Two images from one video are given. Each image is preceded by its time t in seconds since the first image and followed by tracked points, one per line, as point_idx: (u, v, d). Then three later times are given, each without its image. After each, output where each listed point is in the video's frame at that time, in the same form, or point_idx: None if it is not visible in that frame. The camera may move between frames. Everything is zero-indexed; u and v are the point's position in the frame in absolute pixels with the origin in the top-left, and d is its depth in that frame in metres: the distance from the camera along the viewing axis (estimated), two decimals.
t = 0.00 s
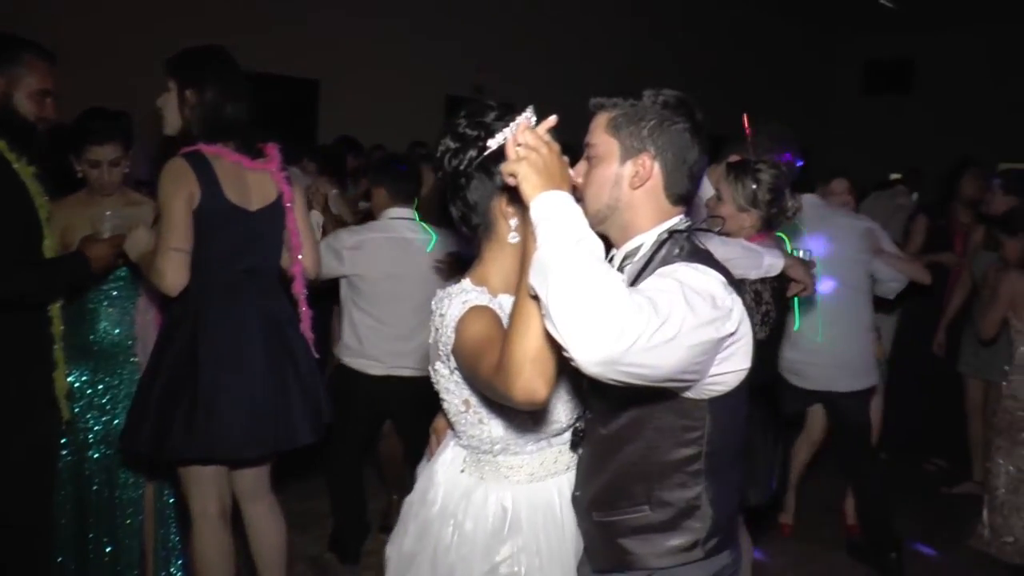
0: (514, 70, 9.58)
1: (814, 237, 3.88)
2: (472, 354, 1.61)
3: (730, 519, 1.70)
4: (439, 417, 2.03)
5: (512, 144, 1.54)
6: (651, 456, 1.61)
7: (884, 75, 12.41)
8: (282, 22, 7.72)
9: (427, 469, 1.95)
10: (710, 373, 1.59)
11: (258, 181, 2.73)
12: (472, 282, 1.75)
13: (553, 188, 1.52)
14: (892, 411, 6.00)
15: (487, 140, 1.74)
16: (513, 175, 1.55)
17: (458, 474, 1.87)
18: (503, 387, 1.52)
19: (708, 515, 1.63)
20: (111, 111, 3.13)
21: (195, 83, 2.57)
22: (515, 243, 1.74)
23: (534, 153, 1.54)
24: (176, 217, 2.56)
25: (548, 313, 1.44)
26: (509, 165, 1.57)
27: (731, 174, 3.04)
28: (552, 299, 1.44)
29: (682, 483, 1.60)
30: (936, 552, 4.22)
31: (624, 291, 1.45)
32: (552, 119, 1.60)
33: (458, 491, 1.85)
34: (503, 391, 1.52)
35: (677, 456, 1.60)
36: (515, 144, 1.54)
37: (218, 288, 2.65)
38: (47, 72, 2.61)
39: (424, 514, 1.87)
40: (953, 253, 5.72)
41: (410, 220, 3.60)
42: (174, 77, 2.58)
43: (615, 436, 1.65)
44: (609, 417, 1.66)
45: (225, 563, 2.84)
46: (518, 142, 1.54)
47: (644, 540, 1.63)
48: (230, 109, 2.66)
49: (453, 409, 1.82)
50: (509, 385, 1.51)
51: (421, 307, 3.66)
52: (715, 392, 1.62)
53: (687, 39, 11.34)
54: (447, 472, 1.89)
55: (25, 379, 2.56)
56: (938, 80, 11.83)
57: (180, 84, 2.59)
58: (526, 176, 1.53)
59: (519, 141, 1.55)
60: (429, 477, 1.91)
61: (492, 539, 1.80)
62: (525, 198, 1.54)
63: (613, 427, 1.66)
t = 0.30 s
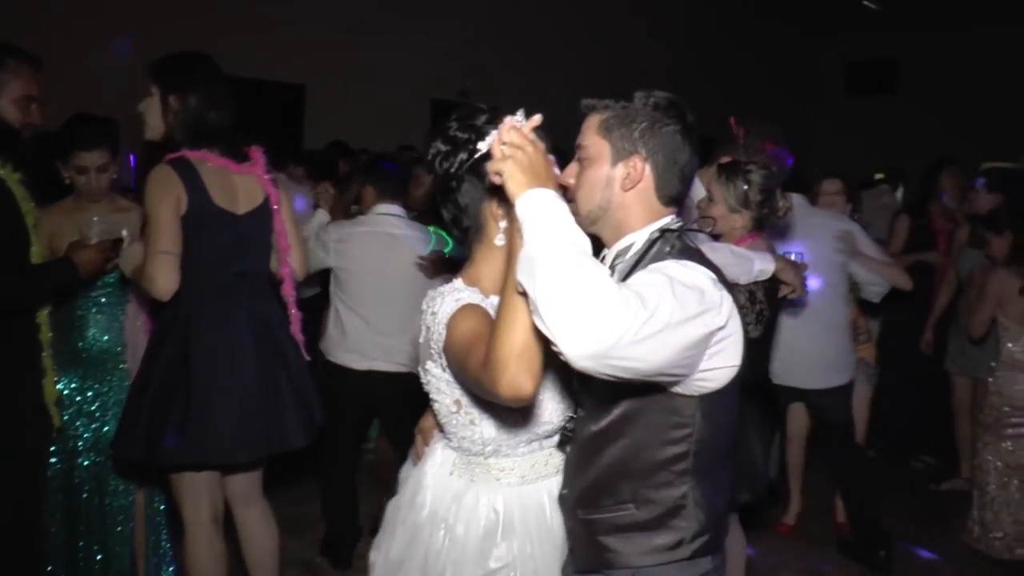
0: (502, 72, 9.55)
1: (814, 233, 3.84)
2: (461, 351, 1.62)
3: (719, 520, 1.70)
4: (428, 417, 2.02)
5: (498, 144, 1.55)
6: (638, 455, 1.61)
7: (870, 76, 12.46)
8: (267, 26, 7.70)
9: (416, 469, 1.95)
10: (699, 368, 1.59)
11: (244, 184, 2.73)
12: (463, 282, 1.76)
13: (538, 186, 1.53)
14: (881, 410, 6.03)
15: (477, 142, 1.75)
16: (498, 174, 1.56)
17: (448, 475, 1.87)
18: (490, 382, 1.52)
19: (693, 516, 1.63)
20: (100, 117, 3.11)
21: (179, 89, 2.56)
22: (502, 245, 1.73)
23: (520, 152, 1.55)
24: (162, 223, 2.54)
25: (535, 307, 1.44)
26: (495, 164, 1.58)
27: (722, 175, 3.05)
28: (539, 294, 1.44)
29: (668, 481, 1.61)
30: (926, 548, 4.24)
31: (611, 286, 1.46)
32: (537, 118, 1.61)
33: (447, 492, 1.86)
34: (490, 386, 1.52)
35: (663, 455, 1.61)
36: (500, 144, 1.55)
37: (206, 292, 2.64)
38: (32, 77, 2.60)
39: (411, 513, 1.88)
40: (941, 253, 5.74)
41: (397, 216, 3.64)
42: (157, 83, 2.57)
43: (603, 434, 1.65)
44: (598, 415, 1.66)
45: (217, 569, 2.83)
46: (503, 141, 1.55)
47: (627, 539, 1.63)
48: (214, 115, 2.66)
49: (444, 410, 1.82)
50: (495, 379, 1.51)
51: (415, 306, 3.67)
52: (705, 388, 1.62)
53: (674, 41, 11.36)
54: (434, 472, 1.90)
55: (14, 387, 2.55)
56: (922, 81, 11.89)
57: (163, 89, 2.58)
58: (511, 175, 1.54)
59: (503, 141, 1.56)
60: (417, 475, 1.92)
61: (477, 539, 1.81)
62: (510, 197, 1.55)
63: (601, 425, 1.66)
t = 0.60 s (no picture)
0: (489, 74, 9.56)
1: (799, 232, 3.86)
2: (450, 346, 1.62)
3: (706, 519, 1.69)
4: (413, 412, 2.01)
5: (480, 139, 1.56)
6: (622, 450, 1.61)
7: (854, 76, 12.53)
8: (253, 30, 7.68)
9: (402, 466, 1.95)
10: (687, 361, 1.57)
11: (230, 187, 2.72)
12: (452, 279, 1.76)
13: (521, 181, 1.54)
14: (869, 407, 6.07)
15: (466, 143, 1.76)
16: (481, 169, 1.57)
17: (436, 473, 1.87)
18: (477, 375, 1.53)
19: (677, 514, 1.62)
20: (86, 122, 3.09)
21: (162, 95, 2.56)
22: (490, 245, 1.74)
23: (502, 147, 1.56)
24: (150, 229, 2.53)
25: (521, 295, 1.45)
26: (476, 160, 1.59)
27: (713, 177, 3.07)
28: (525, 283, 1.44)
29: (652, 478, 1.61)
30: (916, 545, 4.28)
31: (596, 275, 1.45)
32: (517, 114, 1.61)
33: (435, 490, 1.86)
34: (477, 378, 1.53)
35: (648, 450, 1.60)
36: (482, 139, 1.56)
37: (198, 296, 2.64)
38: (17, 82, 2.59)
39: (399, 508, 1.89)
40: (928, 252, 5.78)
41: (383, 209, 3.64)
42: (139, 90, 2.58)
43: (588, 429, 1.64)
44: (585, 410, 1.65)
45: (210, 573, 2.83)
46: (485, 137, 1.56)
47: (609, 536, 1.63)
48: (197, 121, 2.66)
49: (434, 406, 1.82)
50: (482, 372, 1.51)
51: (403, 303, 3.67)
52: (691, 382, 1.60)
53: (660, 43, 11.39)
54: (422, 470, 1.90)
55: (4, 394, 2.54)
56: (906, 81, 11.96)
57: (145, 95, 2.58)
58: (494, 171, 1.55)
59: (485, 137, 1.57)
60: (404, 472, 1.92)
61: (459, 538, 1.81)
62: (494, 191, 1.56)
63: (587, 421, 1.64)
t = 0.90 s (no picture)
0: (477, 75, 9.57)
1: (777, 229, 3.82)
2: (439, 339, 1.62)
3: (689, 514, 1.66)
4: (401, 409, 2.00)
5: (461, 131, 1.55)
6: (606, 440, 1.58)
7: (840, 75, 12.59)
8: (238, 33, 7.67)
9: (389, 462, 1.92)
10: (671, 350, 1.56)
11: (217, 188, 2.72)
12: (442, 277, 1.76)
13: (503, 170, 1.53)
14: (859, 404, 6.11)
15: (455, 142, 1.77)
16: (463, 160, 1.56)
17: (424, 469, 1.84)
18: (466, 364, 1.53)
19: (660, 508, 1.60)
20: (72, 125, 3.07)
21: (144, 100, 2.58)
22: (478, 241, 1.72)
23: (484, 138, 1.55)
24: (143, 235, 2.53)
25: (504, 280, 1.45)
26: (459, 151, 1.58)
27: (704, 178, 3.09)
28: (508, 269, 1.44)
29: (634, 470, 1.58)
30: (907, 540, 4.31)
31: (579, 261, 1.45)
32: (500, 108, 1.61)
33: (424, 486, 1.82)
34: (466, 367, 1.53)
35: (631, 441, 1.58)
36: (463, 131, 1.55)
37: (190, 299, 2.64)
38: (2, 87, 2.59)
39: (382, 502, 1.85)
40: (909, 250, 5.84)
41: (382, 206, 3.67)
42: (121, 97, 2.60)
43: (574, 421, 1.62)
44: (571, 400, 1.63)
45: None
46: (466, 128, 1.55)
47: (591, 529, 1.60)
48: (180, 126, 2.66)
49: (425, 402, 1.79)
50: (471, 361, 1.51)
51: (394, 302, 3.65)
52: (675, 372, 1.58)
53: (645, 44, 11.43)
54: (408, 464, 1.87)
55: None
56: (892, 80, 12.02)
57: (128, 101, 2.60)
58: (476, 161, 1.54)
59: (466, 128, 1.56)
60: (390, 465, 1.89)
61: (440, 534, 1.77)
62: (476, 181, 1.55)
63: (573, 412, 1.62)
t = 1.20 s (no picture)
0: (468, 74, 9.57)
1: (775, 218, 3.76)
2: (430, 328, 1.63)
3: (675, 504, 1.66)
4: (391, 403, 1.99)
5: (443, 117, 1.56)
6: (592, 429, 1.59)
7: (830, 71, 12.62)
8: (227, 34, 7.67)
9: (377, 453, 1.91)
10: (657, 337, 1.56)
11: (208, 186, 2.72)
12: (432, 271, 1.76)
13: (487, 154, 1.54)
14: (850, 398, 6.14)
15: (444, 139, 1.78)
16: (445, 146, 1.56)
17: (412, 460, 1.84)
18: (457, 348, 1.53)
19: (645, 498, 1.61)
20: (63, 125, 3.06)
21: (129, 103, 2.59)
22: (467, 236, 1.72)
23: (466, 124, 1.56)
24: (137, 237, 2.53)
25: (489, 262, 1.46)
26: (441, 138, 1.58)
27: (699, 177, 3.11)
28: (493, 251, 1.45)
29: (620, 459, 1.59)
30: (899, 531, 4.33)
31: (563, 244, 1.46)
32: (484, 96, 1.62)
33: (412, 477, 1.82)
34: (458, 351, 1.53)
35: (616, 430, 1.58)
36: (445, 117, 1.56)
37: (185, 298, 2.64)
38: None
39: (369, 489, 1.85)
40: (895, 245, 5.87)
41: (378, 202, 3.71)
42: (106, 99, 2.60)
43: (560, 410, 1.62)
44: (559, 390, 1.63)
45: None
46: (448, 114, 1.56)
47: (577, 519, 1.60)
48: (166, 127, 2.66)
49: (414, 393, 1.79)
50: (463, 345, 1.52)
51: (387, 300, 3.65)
52: (660, 359, 1.58)
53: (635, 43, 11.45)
54: (396, 452, 1.86)
55: None
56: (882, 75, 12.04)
57: (112, 103, 2.60)
58: (459, 146, 1.54)
59: (449, 115, 1.56)
60: (378, 455, 1.88)
61: (426, 525, 1.78)
62: (459, 166, 1.55)
63: (559, 402, 1.62)
